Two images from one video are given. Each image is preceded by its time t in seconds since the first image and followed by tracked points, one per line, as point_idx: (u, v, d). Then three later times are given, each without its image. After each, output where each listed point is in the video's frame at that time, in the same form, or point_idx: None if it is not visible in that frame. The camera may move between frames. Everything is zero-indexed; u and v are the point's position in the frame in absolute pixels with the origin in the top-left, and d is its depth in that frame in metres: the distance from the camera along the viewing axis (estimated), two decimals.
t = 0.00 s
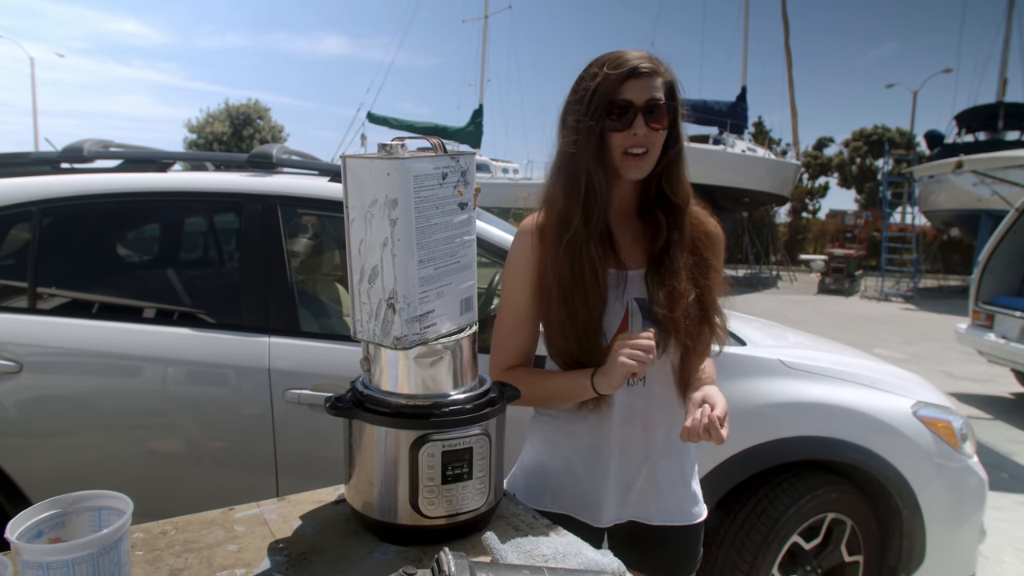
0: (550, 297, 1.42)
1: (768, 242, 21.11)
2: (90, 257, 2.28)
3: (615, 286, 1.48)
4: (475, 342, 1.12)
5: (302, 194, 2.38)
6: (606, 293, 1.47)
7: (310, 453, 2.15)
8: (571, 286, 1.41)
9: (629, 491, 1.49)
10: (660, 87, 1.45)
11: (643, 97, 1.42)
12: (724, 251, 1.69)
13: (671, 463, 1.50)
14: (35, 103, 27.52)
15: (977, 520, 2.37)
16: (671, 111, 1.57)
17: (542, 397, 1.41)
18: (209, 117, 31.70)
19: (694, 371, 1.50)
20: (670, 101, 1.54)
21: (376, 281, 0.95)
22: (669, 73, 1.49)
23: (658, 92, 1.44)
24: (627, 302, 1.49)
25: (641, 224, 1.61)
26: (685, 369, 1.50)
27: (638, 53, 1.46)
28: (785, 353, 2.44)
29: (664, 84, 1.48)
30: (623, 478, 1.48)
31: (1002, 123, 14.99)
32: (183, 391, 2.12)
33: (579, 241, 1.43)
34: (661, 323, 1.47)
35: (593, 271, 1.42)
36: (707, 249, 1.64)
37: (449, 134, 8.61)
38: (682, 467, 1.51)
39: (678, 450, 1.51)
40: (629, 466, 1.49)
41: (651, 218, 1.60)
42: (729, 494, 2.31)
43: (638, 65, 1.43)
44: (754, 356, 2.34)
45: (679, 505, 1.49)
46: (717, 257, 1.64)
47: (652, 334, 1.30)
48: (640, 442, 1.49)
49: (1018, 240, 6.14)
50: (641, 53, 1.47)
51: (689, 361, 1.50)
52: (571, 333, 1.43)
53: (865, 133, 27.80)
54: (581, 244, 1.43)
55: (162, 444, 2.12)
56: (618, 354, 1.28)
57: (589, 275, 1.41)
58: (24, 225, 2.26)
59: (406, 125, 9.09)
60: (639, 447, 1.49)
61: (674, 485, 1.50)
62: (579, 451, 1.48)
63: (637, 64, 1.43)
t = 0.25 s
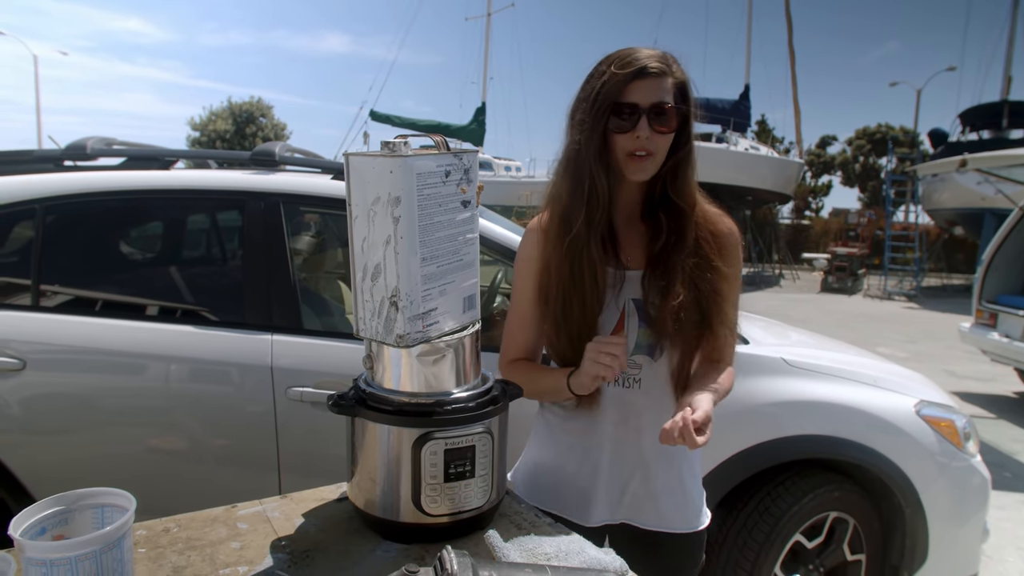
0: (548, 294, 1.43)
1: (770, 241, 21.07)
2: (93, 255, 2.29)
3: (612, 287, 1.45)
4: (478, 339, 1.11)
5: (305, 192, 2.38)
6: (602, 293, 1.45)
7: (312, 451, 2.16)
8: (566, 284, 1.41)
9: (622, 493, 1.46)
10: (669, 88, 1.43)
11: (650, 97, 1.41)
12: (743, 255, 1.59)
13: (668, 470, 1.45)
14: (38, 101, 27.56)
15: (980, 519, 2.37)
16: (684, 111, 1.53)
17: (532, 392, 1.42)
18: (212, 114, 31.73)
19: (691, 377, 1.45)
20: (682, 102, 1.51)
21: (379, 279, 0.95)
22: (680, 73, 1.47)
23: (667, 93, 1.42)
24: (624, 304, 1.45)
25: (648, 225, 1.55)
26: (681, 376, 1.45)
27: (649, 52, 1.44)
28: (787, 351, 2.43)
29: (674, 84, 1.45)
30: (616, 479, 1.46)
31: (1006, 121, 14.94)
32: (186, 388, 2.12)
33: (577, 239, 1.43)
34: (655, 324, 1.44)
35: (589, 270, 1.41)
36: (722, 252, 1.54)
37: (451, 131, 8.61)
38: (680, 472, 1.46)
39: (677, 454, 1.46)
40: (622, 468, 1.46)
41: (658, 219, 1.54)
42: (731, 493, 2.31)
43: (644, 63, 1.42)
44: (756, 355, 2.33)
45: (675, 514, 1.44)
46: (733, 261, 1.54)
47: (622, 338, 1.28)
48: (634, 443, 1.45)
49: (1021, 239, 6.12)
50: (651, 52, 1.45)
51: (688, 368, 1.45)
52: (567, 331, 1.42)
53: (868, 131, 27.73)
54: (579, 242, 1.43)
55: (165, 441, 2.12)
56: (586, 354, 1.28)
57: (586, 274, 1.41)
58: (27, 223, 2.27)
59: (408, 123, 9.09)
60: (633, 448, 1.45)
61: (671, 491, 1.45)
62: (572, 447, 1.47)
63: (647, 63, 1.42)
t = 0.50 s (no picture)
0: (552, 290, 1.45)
1: (771, 239, 21.05)
2: (94, 252, 2.29)
3: (614, 286, 1.45)
4: (478, 337, 1.11)
5: (305, 189, 2.37)
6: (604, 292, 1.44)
7: (313, 448, 2.15)
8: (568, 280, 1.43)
9: (623, 494, 1.45)
10: (681, 87, 1.42)
11: (659, 95, 1.39)
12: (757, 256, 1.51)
13: (670, 473, 1.43)
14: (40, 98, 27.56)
15: (981, 518, 2.37)
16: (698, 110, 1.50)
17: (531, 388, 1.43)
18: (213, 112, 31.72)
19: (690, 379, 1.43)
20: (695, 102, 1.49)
21: (379, 277, 0.95)
22: (692, 72, 1.46)
23: (677, 92, 1.40)
24: (625, 304, 1.44)
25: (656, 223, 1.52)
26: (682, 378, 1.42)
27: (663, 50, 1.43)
28: (789, 350, 2.42)
29: (685, 82, 1.44)
30: (616, 480, 1.45)
31: (1009, 120, 14.90)
32: (187, 385, 2.12)
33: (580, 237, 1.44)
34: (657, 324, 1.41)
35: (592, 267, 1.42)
36: (733, 252, 1.48)
37: (452, 129, 8.60)
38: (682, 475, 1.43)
39: (678, 456, 1.44)
40: (623, 469, 1.45)
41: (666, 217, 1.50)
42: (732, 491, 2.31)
43: (655, 61, 1.41)
44: (757, 353, 2.33)
45: (676, 518, 1.42)
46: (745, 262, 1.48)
47: (605, 342, 1.27)
48: (634, 444, 1.44)
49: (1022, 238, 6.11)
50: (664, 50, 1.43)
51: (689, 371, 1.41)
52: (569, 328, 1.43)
53: (870, 129, 27.68)
54: (583, 239, 1.44)
55: (166, 439, 2.12)
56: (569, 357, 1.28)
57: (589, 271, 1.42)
58: (28, 220, 2.27)
59: (409, 121, 9.09)
60: (633, 449, 1.44)
61: (672, 495, 1.42)
62: (572, 446, 1.48)
63: (658, 61, 1.41)
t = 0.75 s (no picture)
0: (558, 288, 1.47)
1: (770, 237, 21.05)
2: (92, 252, 2.28)
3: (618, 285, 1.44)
4: (476, 335, 1.11)
5: (303, 189, 2.37)
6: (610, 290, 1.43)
7: (311, 448, 2.15)
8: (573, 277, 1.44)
9: (625, 495, 1.43)
10: (689, 84, 1.41)
11: (667, 92, 1.39)
12: (765, 257, 1.46)
13: (671, 474, 1.40)
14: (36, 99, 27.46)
15: (980, 515, 2.37)
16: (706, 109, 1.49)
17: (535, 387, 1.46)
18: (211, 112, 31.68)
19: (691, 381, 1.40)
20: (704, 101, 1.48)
21: (376, 275, 0.94)
22: (701, 71, 1.45)
23: (685, 89, 1.40)
24: (628, 302, 1.42)
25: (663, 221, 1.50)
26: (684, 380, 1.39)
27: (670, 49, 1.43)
28: (788, 347, 2.42)
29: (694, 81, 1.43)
30: (618, 480, 1.43)
31: (1007, 117, 14.91)
32: (185, 385, 2.12)
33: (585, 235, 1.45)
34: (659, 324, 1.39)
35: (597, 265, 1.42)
36: (740, 251, 1.44)
37: (450, 128, 8.59)
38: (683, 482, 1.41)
39: (681, 458, 1.41)
40: (623, 471, 1.43)
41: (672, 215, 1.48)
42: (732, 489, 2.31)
43: (665, 57, 1.40)
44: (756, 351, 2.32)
45: (678, 520, 1.39)
46: (752, 261, 1.44)
47: (600, 351, 1.29)
48: (636, 445, 1.42)
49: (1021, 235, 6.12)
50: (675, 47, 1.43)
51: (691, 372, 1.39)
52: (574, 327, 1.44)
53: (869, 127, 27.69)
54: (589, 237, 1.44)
55: (164, 439, 2.12)
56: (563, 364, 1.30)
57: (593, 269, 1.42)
58: (26, 220, 2.26)
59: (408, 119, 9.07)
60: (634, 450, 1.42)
61: (673, 496, 1.40)
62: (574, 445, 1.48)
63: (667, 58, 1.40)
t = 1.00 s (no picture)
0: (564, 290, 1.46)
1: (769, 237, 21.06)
2: (90, 257, 2.28)
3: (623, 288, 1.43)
4: (473, 339, 1.11)
5: (301, 192, 2.36)
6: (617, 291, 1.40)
7: (310, 452, 2.14)
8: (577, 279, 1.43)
9: (625, 501, 1.44)
10: (691, 78, 1.40)
11: (666, 84, 1.38)
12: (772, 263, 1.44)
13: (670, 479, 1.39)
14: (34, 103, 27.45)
15: (980, 515, 2.36)
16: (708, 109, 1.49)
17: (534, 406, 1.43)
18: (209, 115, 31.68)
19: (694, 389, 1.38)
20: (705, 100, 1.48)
21: (373, 279, 0.94)
22: (703, 68, 1.45)
23: (686, 81, 1.39)
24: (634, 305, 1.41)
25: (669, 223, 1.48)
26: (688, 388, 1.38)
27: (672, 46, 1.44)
28: (788, 348, 2.42)
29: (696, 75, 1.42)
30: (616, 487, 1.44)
31: (1004, 116, 14.93)
32: (184, 390, 2.11)
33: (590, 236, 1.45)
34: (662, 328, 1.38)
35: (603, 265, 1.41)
36: (747, 256, 1.42)
37: (448, 131, 8.60)
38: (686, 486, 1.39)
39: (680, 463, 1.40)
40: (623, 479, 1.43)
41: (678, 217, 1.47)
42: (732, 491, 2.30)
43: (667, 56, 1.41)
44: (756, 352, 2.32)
45: (678, 525, 1.38)
46: (759, 266, 1.42)
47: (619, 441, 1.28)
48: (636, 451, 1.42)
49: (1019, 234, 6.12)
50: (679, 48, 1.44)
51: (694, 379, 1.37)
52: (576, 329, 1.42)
53: (866, 127, 27.73)
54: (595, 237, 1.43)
55: (163, 444, 2.11)
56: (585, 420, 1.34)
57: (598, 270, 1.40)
58: (23, 225, 2.25)
59: (406, 122, 9.08)
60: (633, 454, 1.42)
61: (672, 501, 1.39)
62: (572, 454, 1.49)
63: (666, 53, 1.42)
